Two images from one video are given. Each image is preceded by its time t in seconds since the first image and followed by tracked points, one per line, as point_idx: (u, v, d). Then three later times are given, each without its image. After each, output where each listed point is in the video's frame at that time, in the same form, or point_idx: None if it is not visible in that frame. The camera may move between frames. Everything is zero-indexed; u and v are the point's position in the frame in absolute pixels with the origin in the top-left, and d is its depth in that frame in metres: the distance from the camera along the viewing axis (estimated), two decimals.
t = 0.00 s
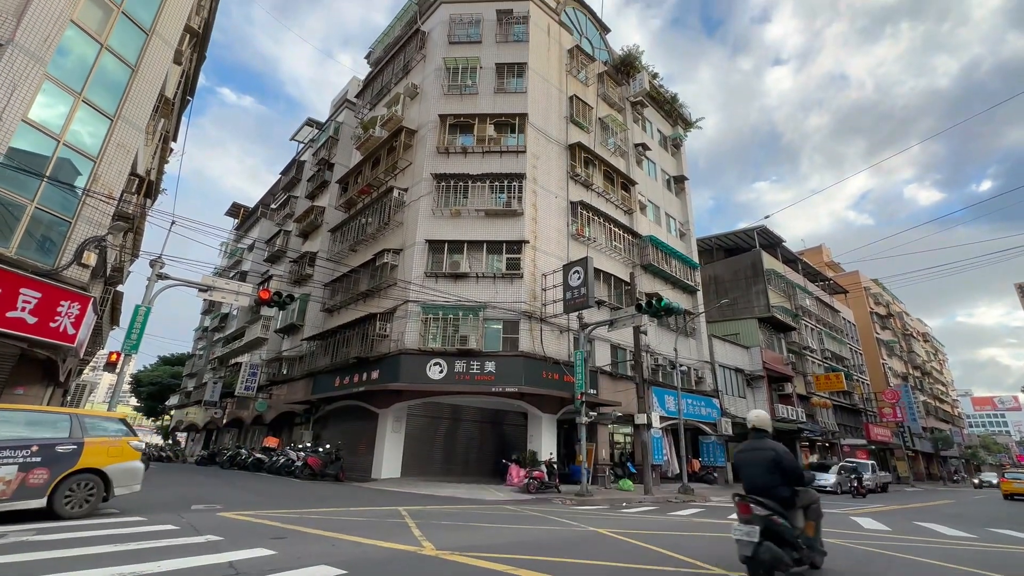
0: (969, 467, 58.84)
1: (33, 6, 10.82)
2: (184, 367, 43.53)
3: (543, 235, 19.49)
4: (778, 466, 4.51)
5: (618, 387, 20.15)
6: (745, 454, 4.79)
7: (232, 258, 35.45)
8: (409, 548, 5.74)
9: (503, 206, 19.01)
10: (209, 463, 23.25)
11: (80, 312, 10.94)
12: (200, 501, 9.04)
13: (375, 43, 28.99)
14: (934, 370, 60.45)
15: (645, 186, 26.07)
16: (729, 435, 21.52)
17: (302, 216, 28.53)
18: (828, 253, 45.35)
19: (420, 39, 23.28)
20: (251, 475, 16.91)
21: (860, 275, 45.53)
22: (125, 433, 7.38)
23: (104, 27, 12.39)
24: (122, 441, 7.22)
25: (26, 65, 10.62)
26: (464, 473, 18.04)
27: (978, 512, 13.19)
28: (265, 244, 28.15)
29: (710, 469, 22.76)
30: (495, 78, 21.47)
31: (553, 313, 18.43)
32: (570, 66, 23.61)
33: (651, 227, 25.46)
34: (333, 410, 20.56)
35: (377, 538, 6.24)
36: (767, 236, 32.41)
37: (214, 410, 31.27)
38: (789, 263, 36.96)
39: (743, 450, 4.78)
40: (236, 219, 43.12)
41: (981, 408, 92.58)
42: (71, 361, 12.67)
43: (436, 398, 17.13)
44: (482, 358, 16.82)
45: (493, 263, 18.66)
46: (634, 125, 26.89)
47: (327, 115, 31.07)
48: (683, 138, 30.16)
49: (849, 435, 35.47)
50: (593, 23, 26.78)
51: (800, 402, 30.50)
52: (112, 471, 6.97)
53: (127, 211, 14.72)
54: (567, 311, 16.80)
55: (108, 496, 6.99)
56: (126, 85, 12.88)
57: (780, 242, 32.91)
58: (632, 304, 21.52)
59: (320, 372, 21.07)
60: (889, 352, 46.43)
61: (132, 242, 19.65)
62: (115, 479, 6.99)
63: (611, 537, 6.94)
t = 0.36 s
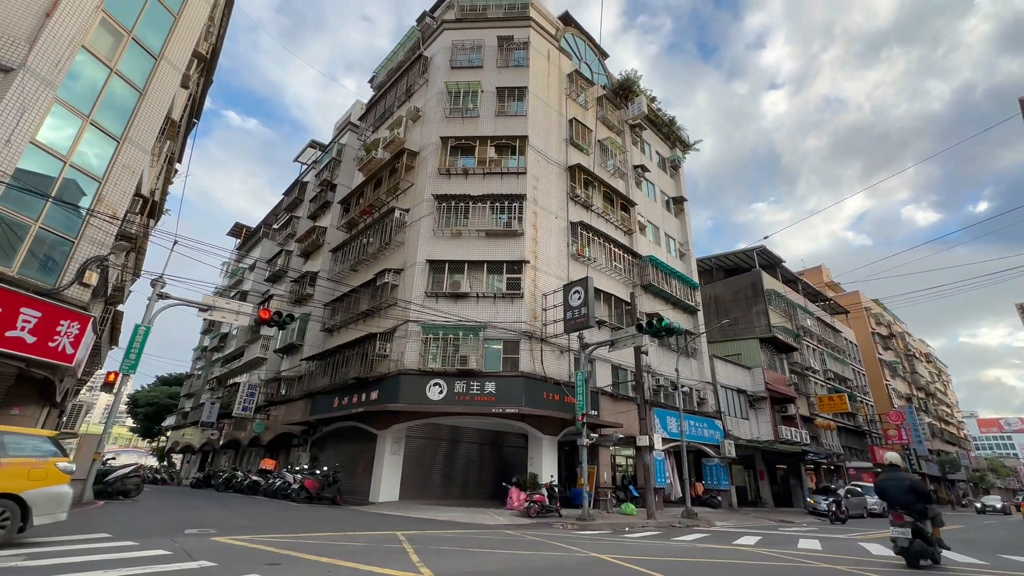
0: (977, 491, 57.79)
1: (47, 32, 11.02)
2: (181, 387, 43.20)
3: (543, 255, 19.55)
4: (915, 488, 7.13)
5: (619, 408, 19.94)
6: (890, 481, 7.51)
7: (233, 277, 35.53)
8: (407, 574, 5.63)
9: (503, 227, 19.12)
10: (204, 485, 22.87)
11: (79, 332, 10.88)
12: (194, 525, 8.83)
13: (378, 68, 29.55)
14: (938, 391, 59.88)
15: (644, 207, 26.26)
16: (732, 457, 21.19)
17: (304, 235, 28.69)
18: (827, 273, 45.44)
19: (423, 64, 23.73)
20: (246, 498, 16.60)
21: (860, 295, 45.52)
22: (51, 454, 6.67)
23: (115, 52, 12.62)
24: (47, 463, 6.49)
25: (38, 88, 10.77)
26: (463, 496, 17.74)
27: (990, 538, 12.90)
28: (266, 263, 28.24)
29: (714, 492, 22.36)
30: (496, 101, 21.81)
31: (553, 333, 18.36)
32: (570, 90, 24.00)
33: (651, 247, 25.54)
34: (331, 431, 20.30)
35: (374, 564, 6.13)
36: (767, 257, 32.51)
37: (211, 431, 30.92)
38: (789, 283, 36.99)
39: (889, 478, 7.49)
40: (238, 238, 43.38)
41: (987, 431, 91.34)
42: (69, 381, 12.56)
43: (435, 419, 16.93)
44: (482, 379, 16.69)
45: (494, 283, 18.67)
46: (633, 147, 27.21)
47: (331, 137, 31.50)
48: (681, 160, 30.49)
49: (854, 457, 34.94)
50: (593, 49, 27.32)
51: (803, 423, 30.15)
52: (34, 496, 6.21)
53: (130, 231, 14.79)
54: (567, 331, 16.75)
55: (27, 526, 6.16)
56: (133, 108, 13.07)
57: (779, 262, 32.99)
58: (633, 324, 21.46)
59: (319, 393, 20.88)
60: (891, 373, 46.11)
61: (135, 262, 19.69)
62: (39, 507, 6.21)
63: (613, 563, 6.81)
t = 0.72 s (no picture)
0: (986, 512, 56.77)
1: (58, 55, 11.18)
2: (179, 406, 42.84)
3: (543, 273, 19.56)
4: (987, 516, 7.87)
5: (621, 427, 19.73)
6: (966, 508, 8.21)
7: (234, 294, 35.53)
8: None
9: (504, 244, 19.17)
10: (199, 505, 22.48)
11: (78, 349, 10.82)
12: (188, 548, 8.62)
13: (381, 89, 29.98)
14: (942, 410, 59.32)
15: (644, 225, 26.37)
16: (736, 477, 20.88)
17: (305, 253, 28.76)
18: (828, 291, 45.45)
19: (425, 85, 24.08)
20: (242, 520, 16.30)
21: (861, 313, 45.43)
22: None
23: (123, 74, 12.80)
24: None
25: (46, 109, 10.88)
26: (463, 517, 17.45)
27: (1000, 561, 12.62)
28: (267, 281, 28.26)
29: (717, 514, 21.99)
30: (497, 121, 22.08)
31: (554, 351, 18.26)
32: (570, 110, 24.31)
33: (651, 265, 25.57)
34: (329, 450, 20.04)
35: None
36: (766, 274, 32.55)
37: (208, 450, 30.55)
38: (789, 301, 36.95)
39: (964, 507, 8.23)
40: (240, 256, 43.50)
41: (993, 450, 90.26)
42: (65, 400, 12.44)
43: (434, 438, 16.73)
44: (482, 397, 16.53)
45: (494, 301, 18.64)
46: (632, 167, 27.44)
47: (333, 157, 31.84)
48: (681, 179, 30.72)
49: (859, 478, 34.44)
50: (592, 70, 27.76)
51: (807, 443, 29.78)
52: None
53: (132, 249, 14.80)
54: (567, 349, 16.68)
55: None
56: (138, 128, 13.22)
57: (779, 280, 33.01)
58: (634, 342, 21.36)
59: (317, 412, 20.67)
60: (895, 392, 45.75)
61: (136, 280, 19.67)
62: None
63: None
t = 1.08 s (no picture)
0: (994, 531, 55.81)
1: (65, 73, 11.30)
2: (176, 422, 42.51)
3: (544, 288, 19.55)
4: None
5: (622, 443, 19.53)
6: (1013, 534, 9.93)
7: (234, 309, 35.51)
8: None
9: (504, 259, 19.20)
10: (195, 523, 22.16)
11: (77, 364, 10.73)
12: (184, 568, 8.46)
13: (383, 106, 30.34)
14: (947, 426, 58.75)
15: (644, 240, 26.44)
16: (740, 495, 20.58)
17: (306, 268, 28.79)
18: (829, 306, 45.38)
19: (426, 102, 24.37)
20: (238, 538, 16.04)
21: (863, 328, 45.32)
22: None
23: (129, 91, 12.94)
24: None
25: (53, 126, 10.97)
26: (462, 536, 17.17)
27: None
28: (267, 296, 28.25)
29: (721, 532, 21.65)
30: (498, 138, 22.29)
31: (554, 366, 18.15)
32: (570, 127, 24.55)
33: (652, 280, 25.57)
34: (327, 467, 19.81)
35: None
36: (767, 289, 32.53)
37: (205, 467, 30.22)
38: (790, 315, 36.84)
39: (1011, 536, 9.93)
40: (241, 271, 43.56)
41: (1001, 468, 89.37)
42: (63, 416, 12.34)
43: (434, 455, 16.55)
44: (482, 413, 16.39)
45: (495, 316, 18.60)
46: (632, 182, 27.60)
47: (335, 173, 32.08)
48: (680, 195, 30.89)
49: (864, 496, 33.96)
50: (591, 88, 28.10)
51: (811, 459, 29.44)
52: None
53: (133, 264, 14.81)
54: (568, 364, 16.59)
55: None
56: (143, 145, 13.32)
57: (780, 295, 32.99)
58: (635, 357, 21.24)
59: (316, 428, 20.49)
60: (898, 408, 45.38)
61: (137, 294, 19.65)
62: None
63: None
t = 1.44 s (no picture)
0: (1000, 545, 55.12)
1: (70, 86, 11.40)
2: (174, 434, 42.24)
3: (544, 298, 19.53)
4: None
5: (623, 455, 19.36)
6: None
7: (234, 320, 35.46)
8: None
9: (505, 270, 19.21)
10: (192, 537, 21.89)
11: (76, 375, 10.65)
12: None
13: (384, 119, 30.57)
14: (951, 438, 58.32)
15: (644, 251, 26.47)
16: (743, 508, 20.33)
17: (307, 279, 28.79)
18: (829, 317, 45.31)
19: (427, 115, 24.56)
20: (236, 553, 15.82)
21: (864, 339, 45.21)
22: None
23: (133, 104, 13.04)
24: None
25: (57, 138, 11.03)
26: (462, 551, 16.94)
27: None
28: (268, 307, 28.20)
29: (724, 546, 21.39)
30: (498, 150, 22.41)
31: (555, 377, 18.05)
32: (569, 139, 24.68)
33: (652, 291, 25.54)
34: (326, 479, 19.63)
35: None
36: (767, 300, 32.50)
37: (202, 480, 29.94)
38: (791, 326, 36.73)
39: None
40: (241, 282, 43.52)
41: (1006, 480, 88.51)
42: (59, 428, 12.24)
43: (434, 467, 16.39)
44: (482, 425, 16.27)
45: (496, 326, 18.56)
46: (632, 194, 27.71)
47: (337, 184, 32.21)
48: (680, 206, 30.98)
49: (869, 509, 33.58)
50: (591, 101, 28.32)
51: (814, 472, 29.15)
52: None
53: (134, 275, 14.80)
54: (568, 375, 16.52)
55: None
56: (146, 156, 13.39)
57: (780, 306, 32.94)
58: (636, 368, 21.13)
59: (315, 440, 20.33)
60: (901, 419, 45.09)
61: (137, 305, 19.62)
62: None
63: None
